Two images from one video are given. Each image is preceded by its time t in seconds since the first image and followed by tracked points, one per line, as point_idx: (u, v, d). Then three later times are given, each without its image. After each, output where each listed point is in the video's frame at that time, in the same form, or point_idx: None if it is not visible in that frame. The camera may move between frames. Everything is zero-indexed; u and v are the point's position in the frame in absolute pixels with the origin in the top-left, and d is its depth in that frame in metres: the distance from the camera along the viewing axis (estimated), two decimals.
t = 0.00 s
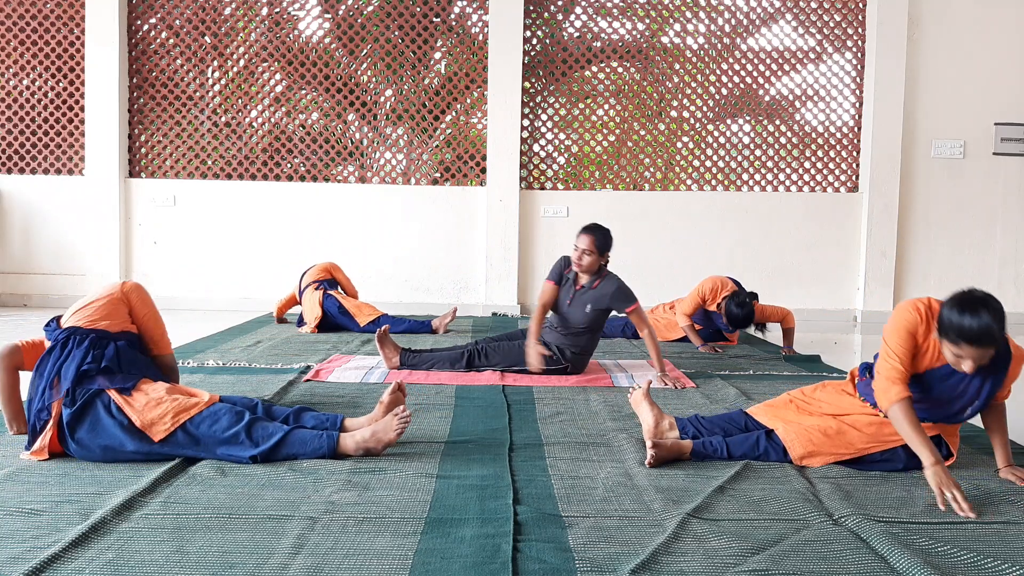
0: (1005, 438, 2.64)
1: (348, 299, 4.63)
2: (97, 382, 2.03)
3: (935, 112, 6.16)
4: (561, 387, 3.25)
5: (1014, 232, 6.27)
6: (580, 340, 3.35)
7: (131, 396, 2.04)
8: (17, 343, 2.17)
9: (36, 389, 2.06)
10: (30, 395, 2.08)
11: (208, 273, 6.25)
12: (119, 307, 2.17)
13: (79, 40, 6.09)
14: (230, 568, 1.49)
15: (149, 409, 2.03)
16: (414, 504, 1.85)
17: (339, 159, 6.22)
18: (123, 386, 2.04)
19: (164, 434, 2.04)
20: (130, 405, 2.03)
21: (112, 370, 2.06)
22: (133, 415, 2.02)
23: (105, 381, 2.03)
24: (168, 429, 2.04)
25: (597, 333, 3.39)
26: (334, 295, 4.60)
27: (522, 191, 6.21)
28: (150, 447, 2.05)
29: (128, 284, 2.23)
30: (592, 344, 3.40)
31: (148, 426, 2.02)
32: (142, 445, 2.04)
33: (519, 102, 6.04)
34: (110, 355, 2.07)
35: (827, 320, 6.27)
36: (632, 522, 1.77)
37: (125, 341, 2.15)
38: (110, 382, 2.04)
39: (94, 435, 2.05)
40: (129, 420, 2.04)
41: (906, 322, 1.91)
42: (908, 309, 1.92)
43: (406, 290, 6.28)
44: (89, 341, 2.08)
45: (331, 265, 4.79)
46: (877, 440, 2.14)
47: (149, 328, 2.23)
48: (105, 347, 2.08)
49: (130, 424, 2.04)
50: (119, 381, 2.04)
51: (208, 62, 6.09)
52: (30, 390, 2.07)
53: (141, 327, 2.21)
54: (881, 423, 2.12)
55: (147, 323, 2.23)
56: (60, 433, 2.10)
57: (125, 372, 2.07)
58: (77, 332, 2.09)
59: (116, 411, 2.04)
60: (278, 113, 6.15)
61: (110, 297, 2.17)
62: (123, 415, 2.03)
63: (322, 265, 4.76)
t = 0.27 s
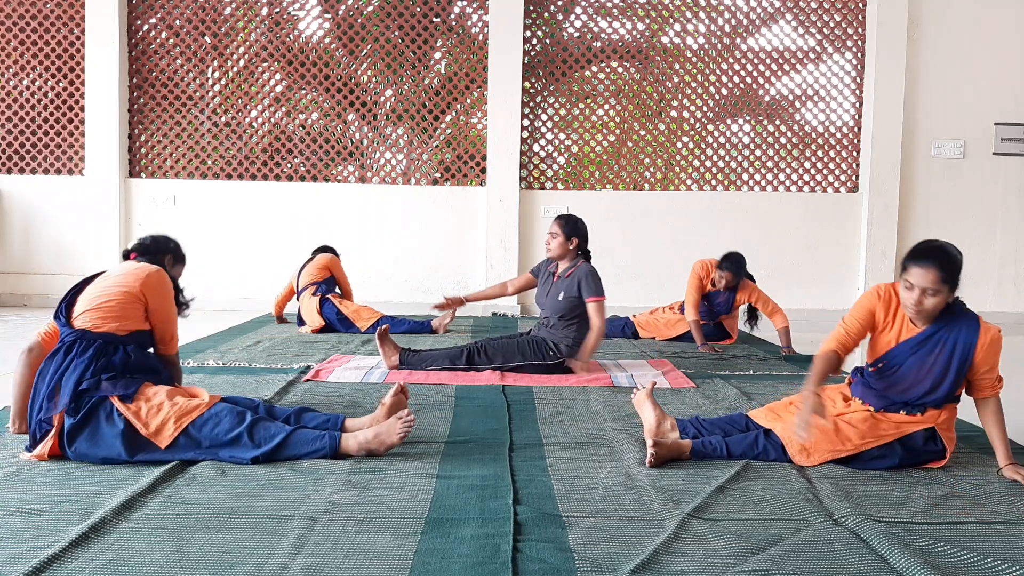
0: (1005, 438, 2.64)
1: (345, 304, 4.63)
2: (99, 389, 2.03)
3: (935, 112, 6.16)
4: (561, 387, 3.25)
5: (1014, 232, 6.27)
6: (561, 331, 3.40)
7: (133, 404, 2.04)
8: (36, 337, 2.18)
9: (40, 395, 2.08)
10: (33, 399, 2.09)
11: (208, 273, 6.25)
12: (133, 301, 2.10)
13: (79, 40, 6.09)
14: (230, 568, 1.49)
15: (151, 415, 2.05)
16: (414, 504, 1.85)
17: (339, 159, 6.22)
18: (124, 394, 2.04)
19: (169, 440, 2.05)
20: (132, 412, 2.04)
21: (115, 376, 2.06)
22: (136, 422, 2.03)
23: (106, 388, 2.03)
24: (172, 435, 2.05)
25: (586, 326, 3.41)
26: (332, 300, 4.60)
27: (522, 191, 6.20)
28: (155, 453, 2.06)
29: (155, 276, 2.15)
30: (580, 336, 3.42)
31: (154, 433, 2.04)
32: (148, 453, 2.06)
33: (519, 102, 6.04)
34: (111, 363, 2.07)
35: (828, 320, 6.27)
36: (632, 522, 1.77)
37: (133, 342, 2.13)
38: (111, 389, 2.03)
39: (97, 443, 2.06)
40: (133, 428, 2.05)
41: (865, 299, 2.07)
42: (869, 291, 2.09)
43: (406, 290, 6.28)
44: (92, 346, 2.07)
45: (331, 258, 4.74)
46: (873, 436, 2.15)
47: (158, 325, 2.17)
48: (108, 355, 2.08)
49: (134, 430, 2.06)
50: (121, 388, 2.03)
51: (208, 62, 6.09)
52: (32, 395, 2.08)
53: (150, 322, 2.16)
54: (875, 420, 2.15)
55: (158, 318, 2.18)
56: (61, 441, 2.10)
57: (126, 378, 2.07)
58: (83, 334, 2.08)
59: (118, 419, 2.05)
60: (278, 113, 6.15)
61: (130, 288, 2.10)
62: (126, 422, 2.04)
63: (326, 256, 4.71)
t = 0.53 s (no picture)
0: (1004, 437, 2.64)
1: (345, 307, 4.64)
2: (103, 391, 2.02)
3: (935, 112, 6.15)
4: (561, 387, 3.25)
5: (1014, 232, 6.27)
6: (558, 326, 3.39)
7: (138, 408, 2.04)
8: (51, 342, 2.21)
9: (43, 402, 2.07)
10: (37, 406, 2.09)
11: (208, 273, 6.25)
12: (127, 311, 2.05)
13: (79, 40, 6.09)
14: (230, 568, 1.49)
15: (157, 419, 2.05)
16: (414, 504, 1.85)
17: (339, 159, 6.22)
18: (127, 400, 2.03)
19: (174, 444, 2.05)
20: (137, 416, 2.04)
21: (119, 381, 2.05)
22: (141, 427, 2.03)
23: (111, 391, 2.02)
24: (177, 438, 2.05)
25: (584, 321, 3.41)
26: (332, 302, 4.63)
27: (522, 191, 6.20)
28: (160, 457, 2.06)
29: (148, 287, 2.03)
30: (580, 332, 3.41)
31: (160, 438, 2.04)
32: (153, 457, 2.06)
33: (519, 102, 6.04)
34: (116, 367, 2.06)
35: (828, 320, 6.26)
36: (632, 522, 1.77)
37: (136, 349, 2.10)
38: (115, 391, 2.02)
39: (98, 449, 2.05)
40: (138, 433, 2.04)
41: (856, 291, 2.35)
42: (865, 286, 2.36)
43: (406, 291, 6.28)
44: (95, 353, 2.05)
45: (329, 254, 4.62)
46: (867, 427, 2.20)
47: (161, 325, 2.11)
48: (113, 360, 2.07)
49: (138, 435, 2.05)
50: (126, 392, 2.02)
51: (208, 62, 6.09)
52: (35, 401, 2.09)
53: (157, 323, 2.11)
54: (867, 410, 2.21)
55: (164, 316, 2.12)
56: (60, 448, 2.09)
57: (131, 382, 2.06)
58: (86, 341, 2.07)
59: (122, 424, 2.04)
60: (278, 113, 6.15)
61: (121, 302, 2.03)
62: (130, 428, 2.04)
63: (323, 256, 4.58)
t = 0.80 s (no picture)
0: (1004, 437, 2.64)
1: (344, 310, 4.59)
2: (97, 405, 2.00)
3: (935, 112, 6.16)
4: (560, 387, 3.25)
5: (1014, 232, 6.27)
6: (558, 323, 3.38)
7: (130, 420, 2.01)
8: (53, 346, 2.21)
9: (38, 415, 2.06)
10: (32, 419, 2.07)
11: (208, 273, 6.25)
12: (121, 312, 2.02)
13: (79, 40, 6.09)
14: (230, 568, 1.49)
15: (151, 431, 2.02)
16: (414, 504, 1.85)
17: (339, 159, 6.23)
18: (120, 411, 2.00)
19: (172, 453, 2.04)
20: (130, 428, 2.01)
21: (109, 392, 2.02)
22: (135, 439, 2.01)
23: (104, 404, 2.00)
24: (174, 448, 2.03)
25: (585, 320, 3.41)
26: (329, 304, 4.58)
27: (522, 191, 6.20)
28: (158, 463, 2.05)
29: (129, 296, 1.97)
30: (580, 331, 3.41)
31: (156, 449, 2.02)
32: (150, 462, 2.05)
33: (519, 102, 6.04)
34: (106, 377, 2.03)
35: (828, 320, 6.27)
36: (632, 522, 1.77)
37: (126, 358, 2.08)
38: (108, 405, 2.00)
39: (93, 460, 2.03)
40: (133, 445, 2.02)
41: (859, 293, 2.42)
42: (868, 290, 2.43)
43: (407, 291, 6.28)
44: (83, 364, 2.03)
45: (322, 253, 4.54)
46: (860, 422, 2.19)
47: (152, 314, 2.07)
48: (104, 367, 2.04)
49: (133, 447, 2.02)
50: (118, 405, 1.99)
51: (208, 62, 6.09)
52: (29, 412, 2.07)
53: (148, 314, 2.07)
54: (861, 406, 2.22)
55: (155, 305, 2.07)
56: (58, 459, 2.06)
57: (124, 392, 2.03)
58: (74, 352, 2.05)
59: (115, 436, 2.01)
60: (278, 113, 6.15)
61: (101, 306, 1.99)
62: (124, 440, 2.01)
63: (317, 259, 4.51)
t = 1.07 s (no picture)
0: (1004, 437, 2.64)
1: (344, 312, 4.64)
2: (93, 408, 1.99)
3: (936, 113, 6.16)
4: (561, 387, 3.25)
5: (1014, 232, 6.27)
6: (558, 323, 3.38)
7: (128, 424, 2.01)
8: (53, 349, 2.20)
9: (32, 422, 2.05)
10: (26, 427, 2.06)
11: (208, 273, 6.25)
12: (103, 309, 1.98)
13: (79, 40, 6.09)
14: (230, 568, 1.49)
15: (149, 434, 2.02)
16: (414, 504, 1.85)
17: (339, 159, 6.23)
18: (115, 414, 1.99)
19: (171, 455, 2.04)
20: (128, 431, 2.01)
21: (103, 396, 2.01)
22: (133, 442, 2.00)
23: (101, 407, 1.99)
24: (173, 450, 2.03)
25: (586, 322, 3.42)
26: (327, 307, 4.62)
27: (522, 191, 6.21)
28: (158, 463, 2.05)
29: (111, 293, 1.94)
30: (581, 333, 3.41)
31: (155, 452, 2.02)
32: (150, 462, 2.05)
33: (519, 102, 6.04)
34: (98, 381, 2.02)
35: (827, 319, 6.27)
36: (632, 522, 1.77)
37: (113, 363, 2.04)
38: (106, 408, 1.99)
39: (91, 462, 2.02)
40: (132, 448, 2.01)
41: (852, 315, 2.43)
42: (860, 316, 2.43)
43: (406, 290, 6.28)
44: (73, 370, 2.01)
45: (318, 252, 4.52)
46: (861, 425, 2.20)
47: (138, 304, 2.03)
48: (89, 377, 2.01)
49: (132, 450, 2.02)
50: (114, 408, 1.99)
51: (208, 62, 6.09)
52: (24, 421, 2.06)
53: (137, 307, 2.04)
54: (861, 410, 2.22)
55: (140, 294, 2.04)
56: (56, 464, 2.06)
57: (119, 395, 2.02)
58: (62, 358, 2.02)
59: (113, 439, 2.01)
60: (278, 113, 6.15)
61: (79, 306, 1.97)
62: (122, 442, 2.01)
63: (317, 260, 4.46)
